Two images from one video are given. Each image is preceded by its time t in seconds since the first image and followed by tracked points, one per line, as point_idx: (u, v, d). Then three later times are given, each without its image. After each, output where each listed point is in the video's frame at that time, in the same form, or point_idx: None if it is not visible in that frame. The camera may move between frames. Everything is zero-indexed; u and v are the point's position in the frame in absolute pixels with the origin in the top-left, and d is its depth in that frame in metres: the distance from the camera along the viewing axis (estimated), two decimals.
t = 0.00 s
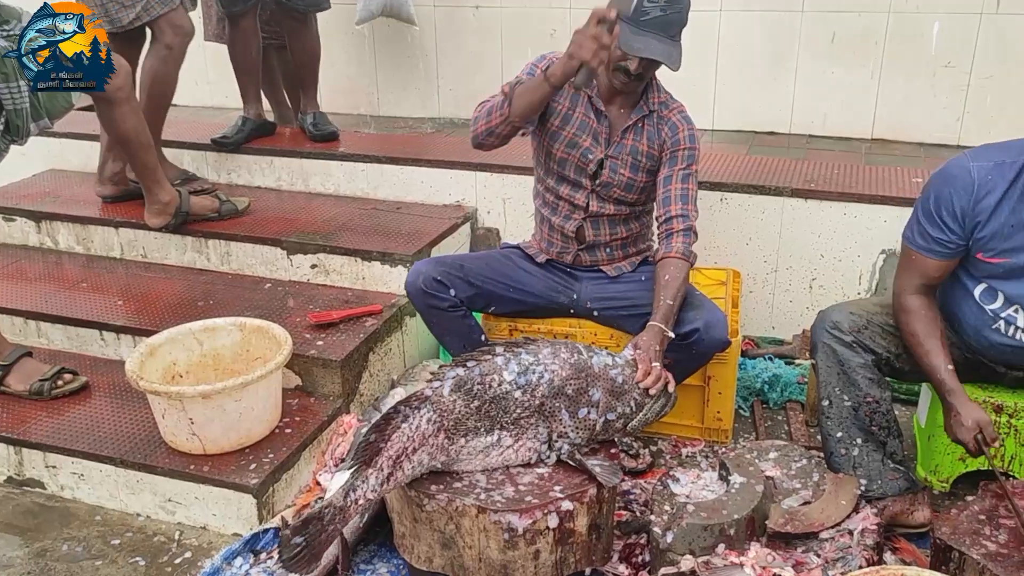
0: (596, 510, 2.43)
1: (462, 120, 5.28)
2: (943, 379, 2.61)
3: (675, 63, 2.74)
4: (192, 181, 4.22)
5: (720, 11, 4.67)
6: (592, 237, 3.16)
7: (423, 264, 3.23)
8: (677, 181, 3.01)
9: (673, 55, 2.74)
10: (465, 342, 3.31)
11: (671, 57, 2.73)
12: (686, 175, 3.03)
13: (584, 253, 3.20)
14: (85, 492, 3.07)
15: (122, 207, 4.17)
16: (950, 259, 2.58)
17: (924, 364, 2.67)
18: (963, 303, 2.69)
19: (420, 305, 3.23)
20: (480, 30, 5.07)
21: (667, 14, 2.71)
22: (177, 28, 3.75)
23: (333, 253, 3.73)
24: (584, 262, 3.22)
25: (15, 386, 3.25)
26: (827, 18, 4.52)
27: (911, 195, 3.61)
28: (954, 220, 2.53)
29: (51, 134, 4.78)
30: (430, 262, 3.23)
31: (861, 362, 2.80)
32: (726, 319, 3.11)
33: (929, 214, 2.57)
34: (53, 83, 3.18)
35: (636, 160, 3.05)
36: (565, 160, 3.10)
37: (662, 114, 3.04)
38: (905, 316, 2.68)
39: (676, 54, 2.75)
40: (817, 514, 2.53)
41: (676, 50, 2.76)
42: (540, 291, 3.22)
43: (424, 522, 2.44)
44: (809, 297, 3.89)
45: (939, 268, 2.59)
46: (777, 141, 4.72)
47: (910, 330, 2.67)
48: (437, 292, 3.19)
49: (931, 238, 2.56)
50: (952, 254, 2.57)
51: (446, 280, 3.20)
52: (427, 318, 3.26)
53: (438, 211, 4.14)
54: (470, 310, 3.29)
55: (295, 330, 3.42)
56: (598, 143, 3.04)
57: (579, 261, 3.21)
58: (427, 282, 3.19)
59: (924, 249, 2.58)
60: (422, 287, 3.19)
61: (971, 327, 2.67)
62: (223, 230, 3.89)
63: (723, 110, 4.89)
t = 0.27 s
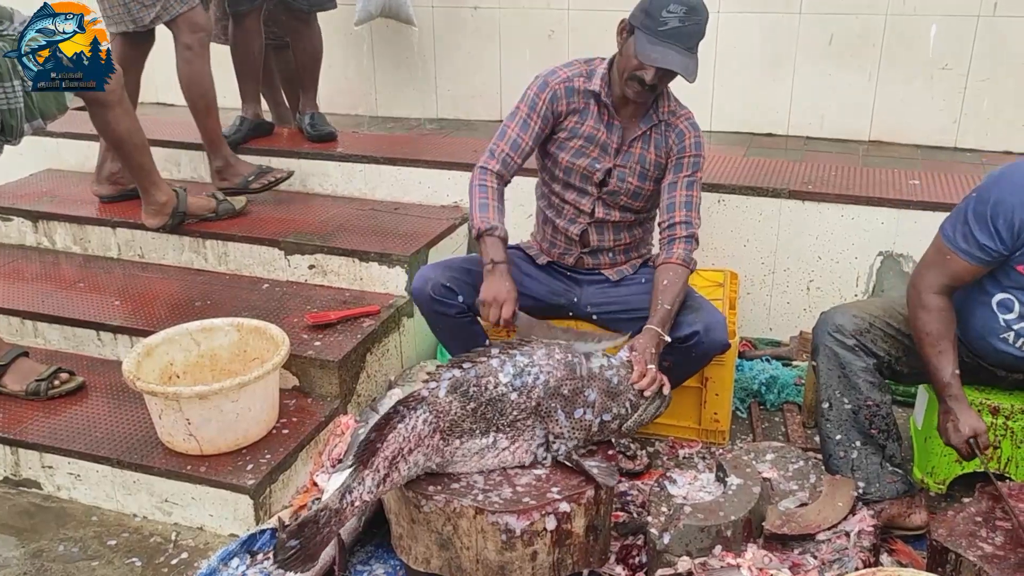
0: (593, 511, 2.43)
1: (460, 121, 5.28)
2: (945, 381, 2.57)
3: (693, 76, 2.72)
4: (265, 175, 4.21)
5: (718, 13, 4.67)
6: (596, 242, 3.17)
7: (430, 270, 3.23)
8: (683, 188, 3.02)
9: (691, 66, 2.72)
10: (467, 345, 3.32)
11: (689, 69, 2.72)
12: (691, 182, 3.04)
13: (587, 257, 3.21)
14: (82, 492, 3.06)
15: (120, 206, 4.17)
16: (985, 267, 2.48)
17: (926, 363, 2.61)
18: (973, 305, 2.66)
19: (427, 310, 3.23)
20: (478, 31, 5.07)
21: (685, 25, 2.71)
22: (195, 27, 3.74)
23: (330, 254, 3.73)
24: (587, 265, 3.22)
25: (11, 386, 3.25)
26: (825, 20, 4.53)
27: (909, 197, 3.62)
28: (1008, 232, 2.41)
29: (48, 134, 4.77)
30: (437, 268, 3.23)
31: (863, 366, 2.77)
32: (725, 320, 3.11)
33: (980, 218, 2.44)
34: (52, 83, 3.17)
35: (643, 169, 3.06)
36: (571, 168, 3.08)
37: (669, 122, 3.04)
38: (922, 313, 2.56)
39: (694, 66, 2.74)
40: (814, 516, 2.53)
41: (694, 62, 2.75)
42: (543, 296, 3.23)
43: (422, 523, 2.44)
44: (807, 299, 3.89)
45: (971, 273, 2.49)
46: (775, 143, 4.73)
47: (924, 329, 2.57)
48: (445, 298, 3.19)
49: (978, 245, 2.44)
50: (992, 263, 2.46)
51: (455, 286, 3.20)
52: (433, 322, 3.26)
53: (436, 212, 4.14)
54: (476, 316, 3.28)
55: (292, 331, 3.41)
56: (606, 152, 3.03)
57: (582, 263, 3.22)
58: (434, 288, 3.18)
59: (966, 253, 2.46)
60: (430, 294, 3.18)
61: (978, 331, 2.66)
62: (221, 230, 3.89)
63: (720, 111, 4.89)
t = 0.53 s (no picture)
0: (591, 512, 2.43)
1: (459, 121, 5.28)
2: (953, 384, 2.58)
3: (697, 79, 2.74)
4: (321, 180, 4.02)
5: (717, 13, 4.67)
6: (598, 242, 3.17)
7: (429, 266, 3.23)
8: (688, 190, 3.02)
9: (696, 69, 2.75)
10: (468, 345, 3.30)
11: (694, 72, 2.74)
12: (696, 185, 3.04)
13: (588, 257, 3.21)
14: (79, 492, 3.05)
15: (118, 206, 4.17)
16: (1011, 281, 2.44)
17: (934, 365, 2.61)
18: (988, 315, 2.62)
19: (424, 305, 3.23)
20: (478, 31, 5.07)
21: (690, 28, 2.72)
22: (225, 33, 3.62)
23: (329, 254, 3.73)
24: (587, 265, 3.22)
25: (9, 385, 3.25)
26: (824, 21, 4.53)
27: (909, 199, 3.62)
28: None
29: (46, 133, 4.76)
30: (436, 264, 3.23)
31: (868, 370, 2.76)
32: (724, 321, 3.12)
33: (1016, 231, 2.37)
34: (52, 83, 3.21)
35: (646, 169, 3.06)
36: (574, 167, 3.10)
37: (676, 123, 3.07)
38: (939, 315, 2.53)
39: (699, 68, 2.76)
40: (813, 517, 2.53)
41: (698, 65, 2.77)
42: (541, 295, 3.22)
43: (420, 524, 2.44)
44: (806, 300, 3.89)
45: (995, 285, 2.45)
46: (773, 144, 4.73)
47: (938, 330, 2.54)
48: (443, 295, 3.19)
49: (1011, 258, 2.38)
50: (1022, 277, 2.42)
51: (452, 282, 3.20)
52: (433, 320, 3.26)
53: (434, 212, 4.13)
54: (474, 314, 3.28)
55: (290, 331, 3.41)
56: (608, 151, 3.06)
57: (583, 263, 3.22)
58: (433, 284, 3.19)
59: (997, 265, 2.41)
60: (428, 290, 3.19)
61: (987, 344, 2.64)
62: (219, 230, 3.88)
63: (719, 112, 4.89)
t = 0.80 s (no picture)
0: (590, 513, 2.43)
1: (458, 121, 5.28)
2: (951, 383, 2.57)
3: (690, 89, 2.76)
4: (337, 200, 4.08)
5: (715, 14, 4.67)
6: (592, 243, 3.17)
7: (419, 268, 3.24)
8: (679, 190, 3.02)
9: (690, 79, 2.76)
10: (459, 345, 3.32)
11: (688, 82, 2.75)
12: (687, 184, 3.03)
13: (582, 257, 3.21)
14: (78, 492, 3.05)
15: (116, 206, 4.16)
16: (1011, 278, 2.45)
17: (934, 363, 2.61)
18: (988, 314, 2.62)
19: (412, 307, 3.25)
20: (477, 31, 5.07)
21: (684, 37, 2.73)
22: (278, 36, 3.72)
23: (327, 254, 3.73)
24: (582, 265, 3.22)
25: (5, 385, 3.23)
26: (823, 22, 4.53)
27: (907, 200, 3.62)
28: None
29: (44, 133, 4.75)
30: (425, 266, 3.24)
31: (866, 370, 2.76)
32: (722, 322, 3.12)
33: (1016, 227, 2.38)
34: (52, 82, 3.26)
35: (640, 169, 3.05)
36: (571, 166, 3.09)
37: (667, 122, 3.03)
38: (940, 315, 2.54)
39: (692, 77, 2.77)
40: (811, 518, 2.53)
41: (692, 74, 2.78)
42: (533, 295, 3.22)
43: (419, 524, 2.43)
44: (804, 300, 3.89)
45: (996, 282, 2.45)
46: (772, 144, 4.73)
47: (938, 329, 2.55)
48: (431, 296, 3.21)
49: (1012, 255, 2.40)
50: None
51: (441, 283, 3.21)
52: (422, 320, 3.27)
53: (433, 212, 4.13)
54: (464, 314, 3.30)
55: (289, 331, 3.40)
56: (604, 152, 3.05)
57: (576, 264, 3.21)
58: (422, 285, 3.20)
59: (998, 262, 2.42)
60: (417, 291, 3.20)
61: (987, 343, 2.64)
62: (217, 230, 3.88)
63: (718, 112, 4.89)
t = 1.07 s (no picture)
0: (589, 514, 2.43)
1: (456, 122, 5.28)
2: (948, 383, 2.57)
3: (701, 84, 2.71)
4: (336, 202, 4.08)
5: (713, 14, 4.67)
6: (597, 242, 3.16)
7: (438, 269, 3.24)
8: (687, 193, 3.03)
9: (700, 75, 2.72)
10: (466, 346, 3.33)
11: (697, 78, 2.72)
12: (696, 188, 3.04)
13: (588, 257, 3.21)
14: (75, 493, 3.04)
15: (114, 206, 4.16)
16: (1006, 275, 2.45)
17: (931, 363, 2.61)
18: (983, 311, 2.62)
19: (430, 308, 3.25)
20: (475, 31, 5.06)
21: (697, 34, 2.72)
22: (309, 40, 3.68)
23: (325, 254, 3.72)
24: (588, 265, 3.22)
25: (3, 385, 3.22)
26: (821, 23, 4.54)
27: (906, 200, 3.62)
28: None
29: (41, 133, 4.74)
30: (445, 266, 3.24)
31: (860, 368, 2.76)
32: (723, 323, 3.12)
33: (1008, 223, 2.39)
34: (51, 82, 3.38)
35: (647, 171, 3.06)
36: (575, 167, 3.09)
37: (678, 124, 3.05)
38: (936, 315, 2.54)
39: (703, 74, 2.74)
40: (810, 519, 2.53)
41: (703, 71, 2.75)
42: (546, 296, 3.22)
43: (417, 525, 2.43)
44: (802, 301, 3.89)
45: (991, 278, 2.46)
46: (770, 145, 4.73)
47: (936, 328, 2.54)
48: (450, 298, 3.20)
49: (1004, 252, 2.41)
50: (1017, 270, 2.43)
51: (462, 286, 3.21)
52: (438, 322, 3.28)
53: (431, 213, 4.13)
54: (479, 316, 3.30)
55: (287, 331, 3.40)
56: (610, 152, 3.05)
57: (582, 263, 3.22)
58: (441, 287, 3.20)
59: (991, 258, 2.43)
60: (436, 293, 3.20)
61: (982, 340, 2.64)
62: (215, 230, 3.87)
63: (716, 113, 4.89)
